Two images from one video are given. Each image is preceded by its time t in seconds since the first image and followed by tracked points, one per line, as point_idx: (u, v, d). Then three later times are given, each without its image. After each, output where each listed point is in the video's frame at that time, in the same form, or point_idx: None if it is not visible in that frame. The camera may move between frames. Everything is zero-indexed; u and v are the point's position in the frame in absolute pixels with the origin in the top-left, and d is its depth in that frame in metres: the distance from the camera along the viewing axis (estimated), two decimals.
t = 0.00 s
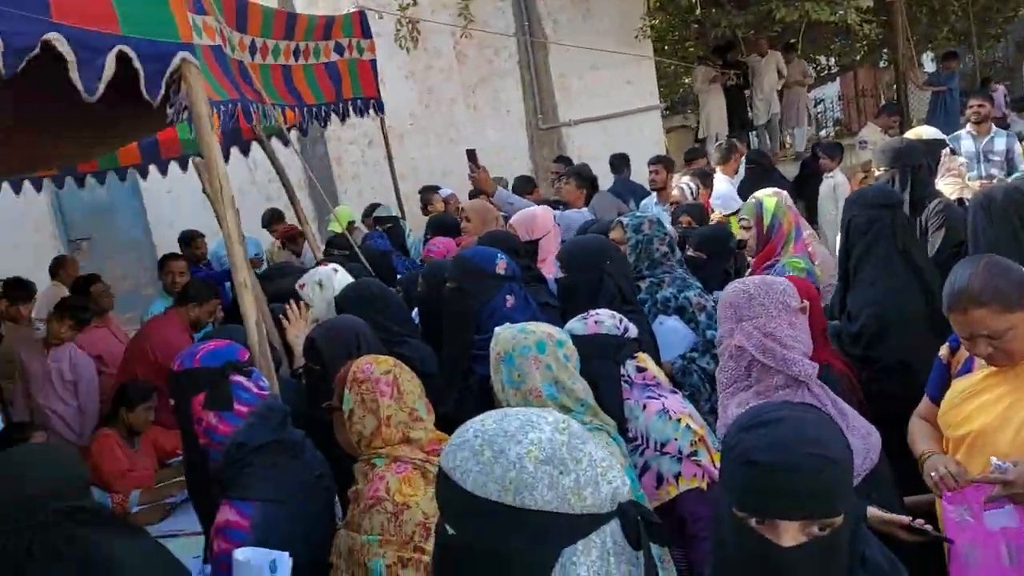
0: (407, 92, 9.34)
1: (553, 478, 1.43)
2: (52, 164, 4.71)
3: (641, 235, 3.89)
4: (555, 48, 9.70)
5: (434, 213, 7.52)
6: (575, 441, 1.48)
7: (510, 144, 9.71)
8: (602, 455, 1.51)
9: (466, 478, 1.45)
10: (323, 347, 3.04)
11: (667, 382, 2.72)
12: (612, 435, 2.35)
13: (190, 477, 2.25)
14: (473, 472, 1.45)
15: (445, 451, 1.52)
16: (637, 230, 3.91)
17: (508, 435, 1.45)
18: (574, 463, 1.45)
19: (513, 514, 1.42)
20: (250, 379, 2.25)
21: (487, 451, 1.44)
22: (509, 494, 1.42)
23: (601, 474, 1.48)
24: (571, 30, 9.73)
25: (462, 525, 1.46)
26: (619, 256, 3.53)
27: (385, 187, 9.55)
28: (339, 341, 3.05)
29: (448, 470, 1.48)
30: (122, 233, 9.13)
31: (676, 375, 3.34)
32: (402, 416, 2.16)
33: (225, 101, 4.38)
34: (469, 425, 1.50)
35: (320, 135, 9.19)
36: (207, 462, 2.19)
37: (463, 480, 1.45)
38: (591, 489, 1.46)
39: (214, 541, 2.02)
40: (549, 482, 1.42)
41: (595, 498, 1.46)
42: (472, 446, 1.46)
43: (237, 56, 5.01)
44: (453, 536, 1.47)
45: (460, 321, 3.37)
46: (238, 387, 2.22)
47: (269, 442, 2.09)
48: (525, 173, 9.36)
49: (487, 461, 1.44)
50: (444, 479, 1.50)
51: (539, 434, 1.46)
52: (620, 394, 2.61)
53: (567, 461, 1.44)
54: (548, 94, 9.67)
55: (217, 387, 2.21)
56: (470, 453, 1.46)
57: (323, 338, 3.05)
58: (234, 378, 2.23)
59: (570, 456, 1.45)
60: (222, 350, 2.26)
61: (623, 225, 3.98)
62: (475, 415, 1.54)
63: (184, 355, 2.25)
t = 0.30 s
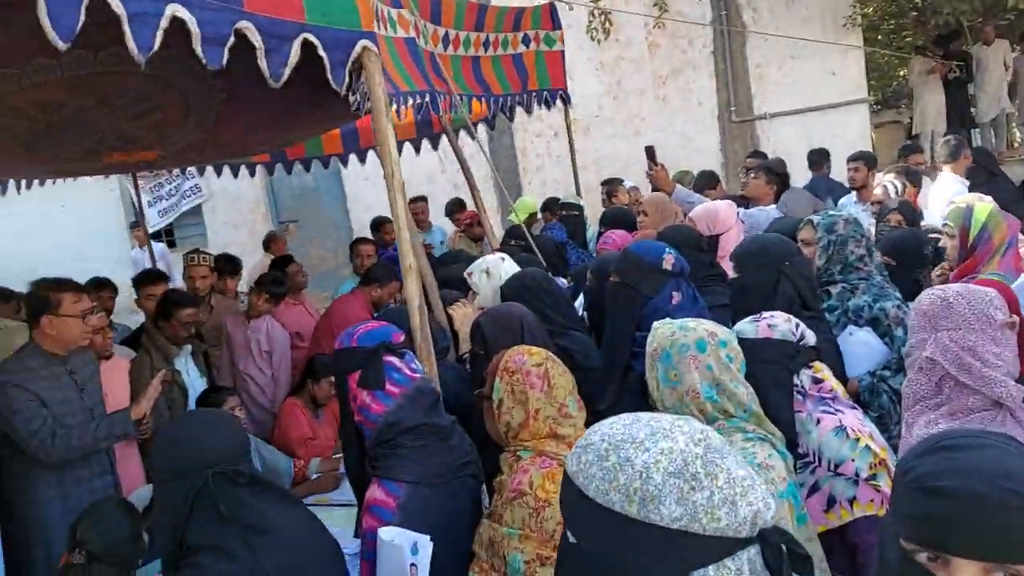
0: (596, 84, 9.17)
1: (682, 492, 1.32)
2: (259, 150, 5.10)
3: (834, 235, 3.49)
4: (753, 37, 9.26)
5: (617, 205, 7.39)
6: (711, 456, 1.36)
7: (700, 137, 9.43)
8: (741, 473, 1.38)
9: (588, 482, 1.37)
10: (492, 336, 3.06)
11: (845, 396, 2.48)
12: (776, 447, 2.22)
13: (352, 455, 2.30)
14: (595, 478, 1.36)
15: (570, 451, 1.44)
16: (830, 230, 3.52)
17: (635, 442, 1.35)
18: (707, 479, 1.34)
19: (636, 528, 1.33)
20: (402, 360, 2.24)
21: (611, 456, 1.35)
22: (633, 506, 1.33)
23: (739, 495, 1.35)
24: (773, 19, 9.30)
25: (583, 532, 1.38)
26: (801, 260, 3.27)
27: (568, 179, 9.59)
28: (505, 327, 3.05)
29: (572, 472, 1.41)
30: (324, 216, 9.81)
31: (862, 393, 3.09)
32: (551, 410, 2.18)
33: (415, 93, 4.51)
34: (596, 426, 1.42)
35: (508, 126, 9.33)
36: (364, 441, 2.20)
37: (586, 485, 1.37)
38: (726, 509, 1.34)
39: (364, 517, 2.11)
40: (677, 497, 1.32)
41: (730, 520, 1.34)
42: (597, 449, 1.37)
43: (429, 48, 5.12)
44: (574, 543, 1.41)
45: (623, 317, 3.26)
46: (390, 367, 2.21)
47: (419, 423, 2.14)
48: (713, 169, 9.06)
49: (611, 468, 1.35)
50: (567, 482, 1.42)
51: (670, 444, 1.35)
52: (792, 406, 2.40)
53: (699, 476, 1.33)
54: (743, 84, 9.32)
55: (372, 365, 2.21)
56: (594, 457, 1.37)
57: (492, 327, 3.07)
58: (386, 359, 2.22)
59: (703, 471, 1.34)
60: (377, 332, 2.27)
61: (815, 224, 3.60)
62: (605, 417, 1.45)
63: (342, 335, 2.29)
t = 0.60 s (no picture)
0: (751, 91, 8.83)
1: (763, 526, 1.18)
2: (396, 134, 5.23)
3: (998, 268, 3.07)
4: (929, 52, 8.61)
5: (759, 218, 7.07)
6: (802, 489, 1.21)
7: (858, 156, 8.83)
8: (837, 514, 1.22)
9: (658, 503, 1.24)
10: (608, 331, 2.89)
11: (988, 442, 2.19)
12: (892, 480, 2.04)
13: (439, 437, 2.34)
14: (666, 498, 1.23)
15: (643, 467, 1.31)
16: (993, 261, 3.10)
17: (717, 463, 1.21)
18: (795, 515, 1.19)
19: (706, 561, 1.18)
20: (497, 350, 2.28)
21: (687, 477, 1.22)
22: (706, 535, 1.19)
23: (833, 538, 1.20)
24: (953, 34, 8.61)
25: (647, 558, 1.25)
26: (950, 288, 2.97)
27: (711, 188, 9.26)
28: (625, 328, 2.89)
29: (642, 491, 1.28)
30: (462, 206, 9.96)
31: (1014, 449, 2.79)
32: (650, 421, 2.09)
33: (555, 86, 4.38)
34: (674, 443, 1.29)
35: (653, 130, 9.11)
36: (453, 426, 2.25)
37: (656, 506, 1.24)
38: (816, 552, 1.18)
39: (445, 507, 2.14)
40: (758, 530, 1.17)
41: (819, 566, 1.18)
42: (671, 468, 1.24)
43: (576, 43, 4.98)
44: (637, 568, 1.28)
45: (745, 335, 3.07)
46: (485, 357, 2.24)
47: (509, 419, 2.15)
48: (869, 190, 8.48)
49: (685, 489, 1.21)
50: (636, 500, 1.29)
51: (756, 470, 1.21)
52: (923, 448, 2.17)
53: (786, 510, 1.19)
54: (914, 102, 8.67)
55: (467, 352, 2.25)
56: (668, 476, 1.24)
57: (610, 323, 2.90)
58: (482, 347, 2.27)
59: (791, 505, 1.19)
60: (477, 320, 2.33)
61: (977, 253, 3.20)
62: (684, 433, 1.32)
63: (442, 321, 2.38)
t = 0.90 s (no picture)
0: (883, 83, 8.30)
1: (900, 563, 1.02)
2: (506, 127, 5.20)
3: None
4: None
5: (889, 216, 6.61)
6: (945, 521, 1.05)
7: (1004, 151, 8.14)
8: (987, 550, 1.05)
9: (767, 528, 1.10)
10: (732, 325, 2.69)
11: None
12: None
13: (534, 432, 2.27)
14: (778, 523, 1.09)
15: (746, 484, 1.18)
16: None
17: (839, 486, 1.06)
18: (938, 551, 1.03)
19: None
20: (598, 345, 2.21)
21: (803, 500, 1.08)
22: (828, 569, 1.04)
23: None
24: None
25: None
26: None
27: (836, 186, 8.77)
28: (745, 323, 2.70)
29: (748, 512, 1.14)
30: (573, 203, 9.84)
31: None
32: (763, 426, 1.94)
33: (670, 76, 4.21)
34: (785, 458, 1.15)
35: (775, 125, 8.72)
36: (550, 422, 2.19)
37: (764, 531, 1.10)
38: None
39: (538, 505, 2.05)
40: (894, 568, 1.02)
41: None
42: (783, 487, 1.10)
43: (694, 32, 4.80)
44: None
45: (874, 337, 2.84)
46: (585, 351, 2.18)
47: (609, 417, 2.05)
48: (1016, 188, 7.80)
49: (801, 514, 1.07)
50: (739, 523, 1.15)
51: (890, 496, 1.05)
52: None
53: (927, 546, 1.03)
54: None
55: (566, 345, 2.20)
56: (779, 496, 1.10)
57: (735, 317, 2.70)
58: (580, 339, 2.20)
59: (933, 540, 1.03)
60: (577, 312, 2.26)
61: None
62: (793, 447, 1.18)
63: (540, 313, 2.30)
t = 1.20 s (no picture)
0: (971, 66, 7.89)
1: None
2: (575, 119, 5.13)
3: None
4: None
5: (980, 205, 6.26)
6: None
7: None
8: None
9: (866, 541, 0.98)
10: (825, 320, 2.57)
11: None
12: None
13: (608, 429, 2.18)
14: (878, 534, 0.97)
15: (837, 492, 1.07)
16: None
17: (948, 490, 0.94)
18: None
19: None
20: (672, 337, 2.09)
21: (906, 507, 0.95)
22: None
23: None
24: None
25: None
26: None
27: (921, 175, 8.38)
28: (842, 316, 2.55)
29: (843, 522, 1.02)
30: (644, 198, 9.68)
31: None
32: (854, 422, 1.82)
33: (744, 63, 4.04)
34: (880, 460, 1.04)
35: (855, 113, 8.39)
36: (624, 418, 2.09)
37: (863, 544, 0.98)
38: None
39: (611, 504, 1.98)
40: None
41: None
42: (881, 493, 0.99)
43: (768, 18, 4.60)
44: None
45: (975, 327, 2.70)
46: (659, 344, 2.06)
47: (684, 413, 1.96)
48: None
49: (904, 522, 0.95)
50: (833, 535, 1.04)
51: (1009, 502, 0.92)
52: None
53: None
54: None
55: (639, 338, 2.08)
56: (878, 503, 0.99)
57: (828, 310, 2.57)
58: (654, 332, 2.08)
59: None
60: (650, 304, 2.15)
61: None
62: (883, 449, 1.07)
63: (611, 304, 2.21)
